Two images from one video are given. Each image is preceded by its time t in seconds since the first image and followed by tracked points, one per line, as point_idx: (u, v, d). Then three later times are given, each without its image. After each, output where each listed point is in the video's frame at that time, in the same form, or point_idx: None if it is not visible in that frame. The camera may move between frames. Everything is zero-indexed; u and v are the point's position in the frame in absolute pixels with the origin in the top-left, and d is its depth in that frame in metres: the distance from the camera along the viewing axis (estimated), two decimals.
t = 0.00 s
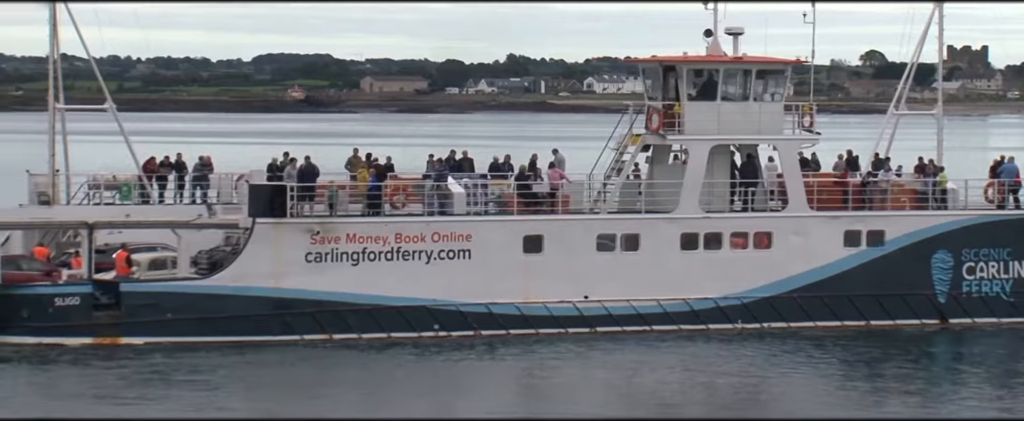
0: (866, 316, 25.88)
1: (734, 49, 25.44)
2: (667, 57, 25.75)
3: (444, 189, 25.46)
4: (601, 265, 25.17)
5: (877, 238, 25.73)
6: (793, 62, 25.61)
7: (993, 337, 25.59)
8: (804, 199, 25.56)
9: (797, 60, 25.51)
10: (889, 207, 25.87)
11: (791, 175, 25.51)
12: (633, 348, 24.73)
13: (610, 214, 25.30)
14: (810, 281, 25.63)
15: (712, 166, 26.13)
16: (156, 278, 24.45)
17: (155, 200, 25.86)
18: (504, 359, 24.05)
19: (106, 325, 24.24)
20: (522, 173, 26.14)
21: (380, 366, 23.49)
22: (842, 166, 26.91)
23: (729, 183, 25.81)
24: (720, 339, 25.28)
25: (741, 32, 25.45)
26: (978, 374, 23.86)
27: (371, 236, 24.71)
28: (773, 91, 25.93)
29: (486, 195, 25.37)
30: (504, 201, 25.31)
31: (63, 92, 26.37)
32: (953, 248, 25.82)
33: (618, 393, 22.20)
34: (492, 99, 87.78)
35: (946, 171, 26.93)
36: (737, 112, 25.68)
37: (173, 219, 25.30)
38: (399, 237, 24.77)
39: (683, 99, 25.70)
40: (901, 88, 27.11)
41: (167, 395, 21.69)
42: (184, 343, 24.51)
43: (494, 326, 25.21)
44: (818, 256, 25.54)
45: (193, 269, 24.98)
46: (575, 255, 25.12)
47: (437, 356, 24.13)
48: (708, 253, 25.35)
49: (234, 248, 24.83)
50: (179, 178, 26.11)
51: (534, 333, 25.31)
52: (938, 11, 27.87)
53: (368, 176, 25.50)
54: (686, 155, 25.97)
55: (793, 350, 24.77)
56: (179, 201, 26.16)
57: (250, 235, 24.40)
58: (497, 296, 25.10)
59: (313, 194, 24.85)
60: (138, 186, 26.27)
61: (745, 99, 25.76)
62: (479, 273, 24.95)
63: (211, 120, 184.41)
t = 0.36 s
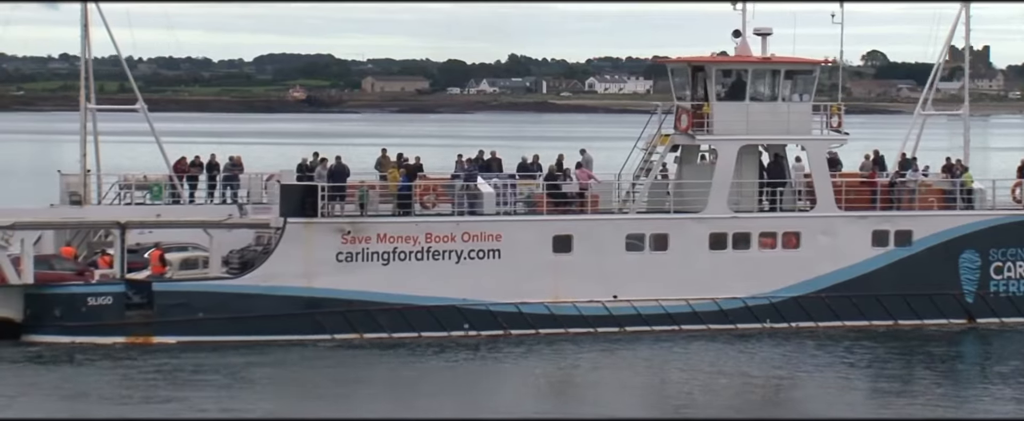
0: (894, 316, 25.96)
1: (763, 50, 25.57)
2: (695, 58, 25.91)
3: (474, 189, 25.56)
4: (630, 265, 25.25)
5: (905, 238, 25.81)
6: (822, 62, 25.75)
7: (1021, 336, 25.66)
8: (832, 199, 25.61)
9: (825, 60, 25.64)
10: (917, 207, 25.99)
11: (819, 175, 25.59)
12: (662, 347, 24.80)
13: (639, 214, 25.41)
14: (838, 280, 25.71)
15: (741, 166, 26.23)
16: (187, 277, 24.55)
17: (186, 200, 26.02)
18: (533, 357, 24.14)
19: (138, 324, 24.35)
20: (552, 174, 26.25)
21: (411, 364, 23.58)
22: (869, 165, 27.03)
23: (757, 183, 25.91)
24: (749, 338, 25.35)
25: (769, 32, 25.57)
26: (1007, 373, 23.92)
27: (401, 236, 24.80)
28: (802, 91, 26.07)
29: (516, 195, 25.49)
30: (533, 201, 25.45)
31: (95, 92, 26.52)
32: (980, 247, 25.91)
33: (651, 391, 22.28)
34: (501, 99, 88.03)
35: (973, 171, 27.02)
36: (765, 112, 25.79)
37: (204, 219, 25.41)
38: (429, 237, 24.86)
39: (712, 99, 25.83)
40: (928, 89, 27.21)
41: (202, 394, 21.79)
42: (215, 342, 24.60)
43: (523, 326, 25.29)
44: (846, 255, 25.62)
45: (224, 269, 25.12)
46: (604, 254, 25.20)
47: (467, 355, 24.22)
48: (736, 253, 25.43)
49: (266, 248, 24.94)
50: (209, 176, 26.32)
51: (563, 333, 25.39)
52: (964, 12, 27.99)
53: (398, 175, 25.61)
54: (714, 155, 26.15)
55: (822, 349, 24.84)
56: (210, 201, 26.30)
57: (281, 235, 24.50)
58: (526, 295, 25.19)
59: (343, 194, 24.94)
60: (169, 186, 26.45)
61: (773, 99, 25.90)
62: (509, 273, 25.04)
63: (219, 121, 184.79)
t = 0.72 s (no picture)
0: (920, 317, 26.04)
1: (789, 52, 25.69)
2: (722, 60, 26.04)
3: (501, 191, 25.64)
4: (657, 266, 25.33)
5: (931, 239, 25.89)
6: (848, 64, 25.90)
7: None
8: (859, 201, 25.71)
9: (851, 62, 25.78)
10: (943, 209, 26.09)
11: (845, 177, 25.70)
12: (689, 348, 24.88)
13: (665, 216, 25.49)
14: (864, 282, 25.80)
15: (767, 168, 26.35)
16: (218, 279, 24.67)
17: (214, 202, 26.14)
18: (561, 358, 24.20)
19: (169, 325, 24.46)
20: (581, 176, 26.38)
21: (440, 366, 23.66)
22: (894, 167, 27.13)
23: (784, 185, 26.06)
24: (775, 340, 25.42)
25: (796, 35, 25.68)
26: None
27: (430, 238, 24.90)
28: (828, 93, 26.17)
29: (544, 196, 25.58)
30: (561, 202, 25.55)
31: (124, 95, 26.70)
32: (1006, 249, 26.02)
33: (682, 391, 22.37)
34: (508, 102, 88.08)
35: (998, 173, 27.10)
36: (792, 114, 25.93)
37: (234, 220, 25.57)
38: (457, 238, 24.94)
39: (739, 101, 25.98)
40: (952, 91, 27.31)
41: (236, 393, 21.89)
42: (245, 343, 24.70)
43: (551, 327, 25.37)
44: (873, 257, 25.71)
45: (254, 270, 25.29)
46: (631, 256, 25.27)
47: (495, 357, 24.29)
48: (763, 254, 25.51)
49: (295, 249, 25.06)
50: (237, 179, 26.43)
51: (590, 334, 25.46)
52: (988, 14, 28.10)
53: (427, 177, 25.71)
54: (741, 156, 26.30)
55: (848, 351, 24.91)
56: (239, 203, 26.43)
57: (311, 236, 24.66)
58: (554, 296, 25.28)
59: (371, 195, 25.05)
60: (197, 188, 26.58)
61: (800, 101, 26.00)
62: (537, 274, 25.13)
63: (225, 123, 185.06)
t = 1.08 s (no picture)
0: (948, 319, 26.13)
1: (817, 56, 25.79)
2: (751, 64, 26.10)
3: (531, 194, 25.67)
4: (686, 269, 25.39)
5: (959, 242, 25.96)
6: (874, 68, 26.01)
7: None
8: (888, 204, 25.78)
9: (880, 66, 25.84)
10: (971, 212, 26.15)
11: (874, 180, 25.77)
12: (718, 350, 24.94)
13: (694, 219, 25.52)
14: (892, 284, 25.90)
15: (796, 171, 26.46)
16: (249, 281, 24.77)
17: (244, 204, 26.23)
18: (591, 360, 24.27)
19: (200, 329, 24.55)
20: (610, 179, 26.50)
21: (471, 367, 23.74)
22: (921, 170, 27.22)
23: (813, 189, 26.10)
24: (804, 342, 25.49)
25: (824, 38, 25.77)
26: None
27: (460, 240, 24.96)
28: (856, 96, 26.24)
29: (574, 199, 25.56)
30: (591, 205, 25.54)
31: (154, 98, 26.81)
32: None
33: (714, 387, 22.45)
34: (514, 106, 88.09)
35: None
36: (820, 117, 26.05)
37: (265, 223, 25.68)
38: (487, 241, 25.00)
39: (767, 105, 26.07)
40: (979, 93, 27.41)
41: (269, 390, 21.99)
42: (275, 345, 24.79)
43: (580, 329, 25.46)
44: (901, 260, 25.80)
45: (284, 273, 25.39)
46: (660, 258, 25.31)
47: (525, 358, 24.38)
48: (792, 257, 25.57)
49: (326, 252, 25.16)
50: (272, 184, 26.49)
51: (620, 337, 25.55)
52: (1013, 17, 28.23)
53: (457, 180, 25.81)
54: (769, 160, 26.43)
55: (877, 352, 24.98)
56: (269, 206, 26.51)
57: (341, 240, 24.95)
58: (584, 299, 25.36)
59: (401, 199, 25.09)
60: (227, 192, 26.67)
61: (828, 105, 26.10)
62: (566, 277, 25.21)
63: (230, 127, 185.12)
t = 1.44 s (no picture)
0: (974, 321, 26.26)
1: (846, 59, 25.82)
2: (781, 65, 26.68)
3: (560, 197, 25.63)
4: (715, 271, 25.47)
5: (987, 244, 26.04)
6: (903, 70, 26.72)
7: None
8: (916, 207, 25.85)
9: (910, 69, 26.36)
10: (999, 215, 26.15)
11: (902, 182, 25.87)
12: (747, 349, 25.00)
13: (723, 222, 25.51)
14: (919, 287, 26.03)
15: (825, 172, 26.67)
16: (281, 283, 24.86)
17: (275, 208, 26.35)
18: (622, 359, 24.32)
19: (230, 329, 24.61)
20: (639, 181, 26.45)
21: (501, 365, 23.79)
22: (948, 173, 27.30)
23: (841, 191, 26.28)
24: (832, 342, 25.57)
25: (853, 41, 25.83)
26: None
27: (491, 243, 25.01)
28: (885, 98, 26.45)
29: (603, 202, 25.60)
30: (620, 208, 25.54)
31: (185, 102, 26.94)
32: None
33: (742, 380, 22.40)
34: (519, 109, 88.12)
35: None
36: (849, 119, 26.13)
37: (296, 225, 25.78)
38: (518, 243, 25.06)
39: (795, 106, 26.21)
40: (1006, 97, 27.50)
41: (301, 381, 21.96)
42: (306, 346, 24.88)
43: (610, 331, 25.53)
44: (930, 262, 25.90)
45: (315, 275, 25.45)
46: (690, 261, 25.38)
47: (555, 358, 24.44)
48: (821, 259, 25.65)
49: (358, 254, 25.25)
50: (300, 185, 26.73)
51: (649, 339, 25.62)
52: None
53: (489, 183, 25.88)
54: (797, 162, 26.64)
55: (904, 351, 25.01)
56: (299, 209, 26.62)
57: (371, 241, 25.00)
58: (614, 300, 25.44)
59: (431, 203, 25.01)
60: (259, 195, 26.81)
61: (857, 107, 26.24)
62: (597, 279, 25.30)
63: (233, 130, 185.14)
